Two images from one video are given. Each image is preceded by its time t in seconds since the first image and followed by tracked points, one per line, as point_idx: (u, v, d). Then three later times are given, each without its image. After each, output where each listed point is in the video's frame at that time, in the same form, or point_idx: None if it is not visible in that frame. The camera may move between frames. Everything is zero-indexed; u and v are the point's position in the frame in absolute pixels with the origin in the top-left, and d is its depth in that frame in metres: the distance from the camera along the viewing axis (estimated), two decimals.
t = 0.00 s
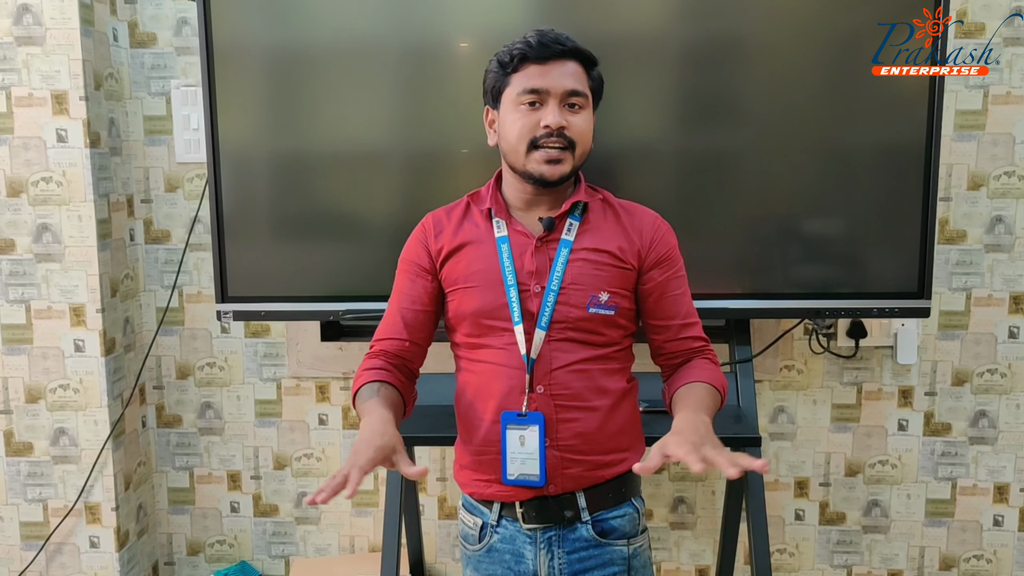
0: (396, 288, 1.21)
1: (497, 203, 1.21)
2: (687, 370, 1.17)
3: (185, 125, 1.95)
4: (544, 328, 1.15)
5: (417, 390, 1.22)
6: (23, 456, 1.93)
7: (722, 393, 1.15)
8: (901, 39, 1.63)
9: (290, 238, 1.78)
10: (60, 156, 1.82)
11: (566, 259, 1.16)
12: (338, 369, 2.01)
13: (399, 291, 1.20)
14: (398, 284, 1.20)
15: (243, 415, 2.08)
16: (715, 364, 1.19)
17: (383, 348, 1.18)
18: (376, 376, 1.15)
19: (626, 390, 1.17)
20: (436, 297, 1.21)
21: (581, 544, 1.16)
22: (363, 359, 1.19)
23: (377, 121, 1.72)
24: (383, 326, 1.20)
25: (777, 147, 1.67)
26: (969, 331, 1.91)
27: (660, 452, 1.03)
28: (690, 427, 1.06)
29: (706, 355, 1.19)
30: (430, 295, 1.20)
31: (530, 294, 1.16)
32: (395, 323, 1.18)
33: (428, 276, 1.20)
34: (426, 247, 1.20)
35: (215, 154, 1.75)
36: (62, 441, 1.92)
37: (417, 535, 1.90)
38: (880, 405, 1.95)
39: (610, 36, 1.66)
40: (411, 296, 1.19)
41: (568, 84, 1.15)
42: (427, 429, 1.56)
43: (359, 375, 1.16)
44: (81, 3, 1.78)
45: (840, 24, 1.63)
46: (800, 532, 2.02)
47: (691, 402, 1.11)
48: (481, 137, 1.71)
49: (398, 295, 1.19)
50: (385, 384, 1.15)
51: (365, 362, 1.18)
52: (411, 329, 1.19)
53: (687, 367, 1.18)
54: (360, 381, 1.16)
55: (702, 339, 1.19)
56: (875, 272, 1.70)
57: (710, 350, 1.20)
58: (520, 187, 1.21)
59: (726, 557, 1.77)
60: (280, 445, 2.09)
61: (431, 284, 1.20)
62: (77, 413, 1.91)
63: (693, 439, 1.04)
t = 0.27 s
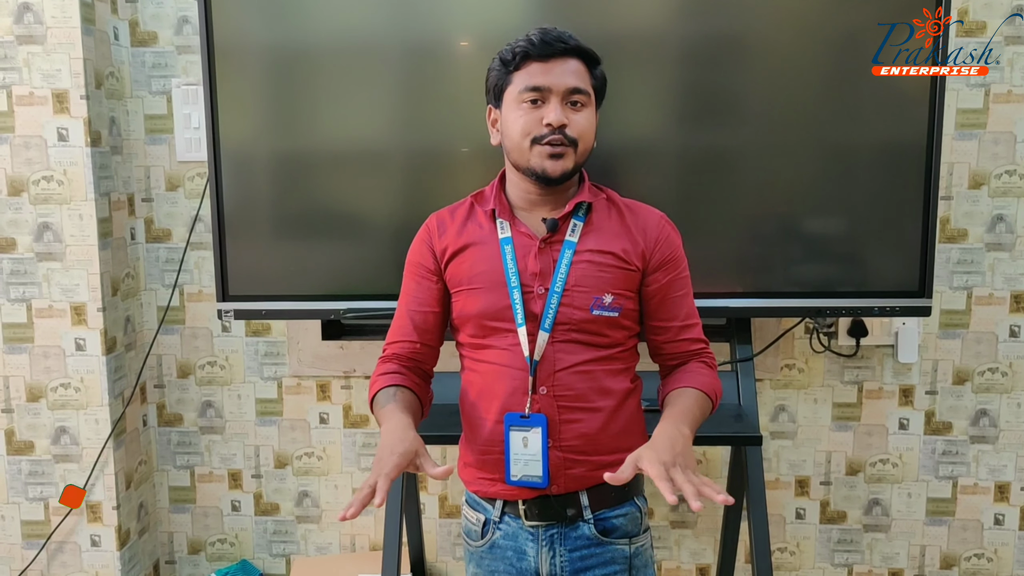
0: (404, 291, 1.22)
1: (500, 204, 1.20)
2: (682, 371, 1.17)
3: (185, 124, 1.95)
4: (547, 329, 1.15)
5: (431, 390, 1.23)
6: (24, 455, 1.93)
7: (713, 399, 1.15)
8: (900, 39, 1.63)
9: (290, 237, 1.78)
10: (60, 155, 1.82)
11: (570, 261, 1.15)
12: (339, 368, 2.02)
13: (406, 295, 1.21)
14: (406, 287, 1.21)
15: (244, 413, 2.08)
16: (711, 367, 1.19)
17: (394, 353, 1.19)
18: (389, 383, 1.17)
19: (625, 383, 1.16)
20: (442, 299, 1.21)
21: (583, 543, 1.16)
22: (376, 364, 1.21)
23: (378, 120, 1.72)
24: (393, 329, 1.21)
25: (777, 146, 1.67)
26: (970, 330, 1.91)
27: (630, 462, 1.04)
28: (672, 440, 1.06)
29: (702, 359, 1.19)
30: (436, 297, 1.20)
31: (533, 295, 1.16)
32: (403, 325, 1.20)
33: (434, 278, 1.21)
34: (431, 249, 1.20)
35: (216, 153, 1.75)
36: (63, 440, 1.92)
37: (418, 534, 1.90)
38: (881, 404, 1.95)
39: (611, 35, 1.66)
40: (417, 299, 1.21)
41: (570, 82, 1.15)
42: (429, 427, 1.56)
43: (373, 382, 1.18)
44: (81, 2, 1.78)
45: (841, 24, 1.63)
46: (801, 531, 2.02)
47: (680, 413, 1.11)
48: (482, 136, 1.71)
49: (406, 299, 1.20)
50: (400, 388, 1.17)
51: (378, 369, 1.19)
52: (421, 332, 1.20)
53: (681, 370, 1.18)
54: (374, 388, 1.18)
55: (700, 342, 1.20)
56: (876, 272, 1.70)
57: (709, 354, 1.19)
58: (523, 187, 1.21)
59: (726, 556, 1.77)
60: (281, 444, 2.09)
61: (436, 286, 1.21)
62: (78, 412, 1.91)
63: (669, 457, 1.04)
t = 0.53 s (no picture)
0: (410, 290, 1.20)
1: (505, 204, 1.20)
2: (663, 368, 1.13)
3: (186, 124, 1.95)
4: (551, 330, 1.14)
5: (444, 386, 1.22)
6: (25, 455, 1.93)
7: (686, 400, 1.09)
8: (901, 39, 1.63)
9: (291, 237, 1.78)
10: (61, 154, 1.82)
11: (573, 260, 1.15)
12: (339, 368, 2.02)
13: (414, 294, 1.19)
14: (412, 286, 1.19)
15: (245, 413, 2.08)
16: (699, 372, 1.13)
17: (407, 350, 1.17)
18: (413, 375, 1.14)
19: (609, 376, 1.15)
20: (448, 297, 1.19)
21: (587, 542, 1.16)
22: (389, 365, 1.18)
23: (379, 120, 1.72)
24: (402, 327, 1.18)
25: (778, 146, 1.67)
26: (971, 330, 1.91)
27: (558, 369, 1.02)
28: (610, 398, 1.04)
29: (690, 361, 1.14)
30: (444, 294, 1.19)
31: (537, 295, 1.15)
32: (414, 322, 1.17)
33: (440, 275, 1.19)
34: (438, 247, 1.19)
35: (217, 153, 1.75)
36: (65, 440, 1.92)
37: (419, 534, 1.90)
38: (882, 403, 1.95)
39: (611, 34, 1.66)
40: (426, 295, 1.18)
41: (571, 82, 1.15)
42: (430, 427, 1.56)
43: (394, 381, 1.14)
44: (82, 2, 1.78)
45: (841, 23, 1.63)
46: (802, 531, 2.02)
47: (632, 393, 1.07)
48: (483, 136, 1.71)
49: (414, 297, 1.18)
50: (426, 377, 1.14)
51: (394, 368, 1.16)
52: (432, 329, 1.18)
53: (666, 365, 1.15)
54: (397, 385, 1.14)
55: (694, 344, 1.15)
56: (877, 271, 1.70)
57: (700, 357, 1.14)
58: (527, 187, 1.21)
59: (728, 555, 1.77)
60: (282, 444, 2.09)
61: (443, 283, 1.19)
62: (79, 412, 1.91)
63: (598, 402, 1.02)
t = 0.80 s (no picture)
0: (412, 294, 1.20)
1: (504, 208, 1.19)
2: (666, 371, 1.13)
3: (187, 125, 1.95)
4: (550, 334, 1.14)
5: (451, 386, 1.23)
6: (26, 455, 1.93)
7: (682, 403, 1.09)
8: (901, 39, 1.63)
9: (293, 237, 1.78)
10: (63, 155, 1.82)
11: (572, 264, 1.14)
12: (340, 368, 2.02)
13: (415, 298, 1.19)
14: (414, 290, 1.20)
15: (246, 414, 2.09)
16: (701, 373, 1.12)
17: (412, 354, 1.18)
18: (425, 382, 1.15)
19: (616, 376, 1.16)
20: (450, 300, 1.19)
21: (591, 544, 1.16)
22: (393, 370, 1.19)
23: (380, 120, 1.72)
24: (404, 331, 1.19)
25: (779, 147, 1.67)
26: (971, 330, 1.91)
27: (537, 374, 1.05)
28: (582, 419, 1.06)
29: (695, 361, 1.13)
30: (444, 298, 1.19)
31: (536, 300, 1.14)
32: (417, 326, 1.18)
33: (442, 279, 1.19)
34: (438, 252, 1.19)
35: (218, 154, 1.75)
36: (66, 441, 1.92)
37: (420, 534, 1.90)
38: (883, 404, 1.95)
39: (612, 35, 1.66)
40: (426, 299, 1.19)
41: (587, 93, 1.13)
42: (431, 427, 1.56)
43: (405, 388, 1.15)
44: (83, 3, 1.78)
45: (841, 24, 1.63)
46: (802, 531, 2.02)
47: (618, 399, 1.08)
48: (484, 137, 1.71)
49: (416, 302, 1.18)
50: (440, 382, 1.16)
51: (400, 375, 1.17)
52: (435, 332, 1.19)
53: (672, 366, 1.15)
54: (409, 392, 1.15)
55: (699, 343, 1.14)
56: (878, 272, 1.70)
57: (706, 356, 1.13)
58: (528, 191, 1.19)
59: (728, 556, 1.78)
60: (282, 444, 2.09)
61: (443, 287, 1.19)
62: (80, 412, 1.91)
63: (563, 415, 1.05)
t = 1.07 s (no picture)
0: (413, 298, 1.21)
1: (507, 214, 1.19)
2: (678, 379, 1.15)
3: (188, 125, 1.96)
4: (555, 342, 1.14)
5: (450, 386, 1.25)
6: (27, 455, 1.93)
7: (694, 411, 1.11)
8: (902, 39, 1.63)
9: (293, 238, 1.78)
10: (63, 155, 1.82)
11: (576, 270, 1.14)
12: (340, 368, 2.02)
13: (416, 302, 1.20)
14: (415, 294, 1.20)
15: (246, 414, 2.09)
16: (712, 380, 1.14)
17: (412, 359, 1.19)
18: (425, 389, 1.17)
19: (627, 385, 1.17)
20: (451, 304, 1.20)
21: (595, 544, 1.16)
22: (394, 374, 1.20)
23: (381, 121, 1.72)
24: (404, 335, 1.20)
25: (779, 148, 1.67)
26: (971, 331, 1.91)
27: (550, 393, 1.05)
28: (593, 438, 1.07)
29: (705, 368, 1.15)
30: (445, 302, 1.19)
31: (541, 307, 1.14)
32: (417, 331, 1.19)
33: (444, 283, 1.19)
34: (440, 256, 1.19)
35: (218, 154, 1.75)
36: (66, 441, 1.92)
37: (420, 534, 1.90)
38: (883, 405, 1.95)
39: (612, 35, 1.66)
40: (427, 303, 1.19)
41: (591, 101, 1.12)
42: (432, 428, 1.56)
43: (405, 394, 1.17)
44: (84, 3, 1.78)
45: (842, 24, 1.63)
46: (803, 532, 2.02)
47: (633, 413, 1.10)
48: (485, 137, 1.71)
49: (417, 306, 1.19)
50: (440, 388, 1.18)
51: (400, 380, 1.19)
52: (435, 336, 1.20)
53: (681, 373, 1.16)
54: (410, 398, 1.17)
55: (709, 350, 1.15)
56: (878, 272, 1.70)
57: (716, 363, 1.15)
58: (531, 196, 1.19)
59: (728, 557, 1.78)
60: (283, 444, 2.09)
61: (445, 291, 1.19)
62: (80, 412, 1.91)
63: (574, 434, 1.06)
